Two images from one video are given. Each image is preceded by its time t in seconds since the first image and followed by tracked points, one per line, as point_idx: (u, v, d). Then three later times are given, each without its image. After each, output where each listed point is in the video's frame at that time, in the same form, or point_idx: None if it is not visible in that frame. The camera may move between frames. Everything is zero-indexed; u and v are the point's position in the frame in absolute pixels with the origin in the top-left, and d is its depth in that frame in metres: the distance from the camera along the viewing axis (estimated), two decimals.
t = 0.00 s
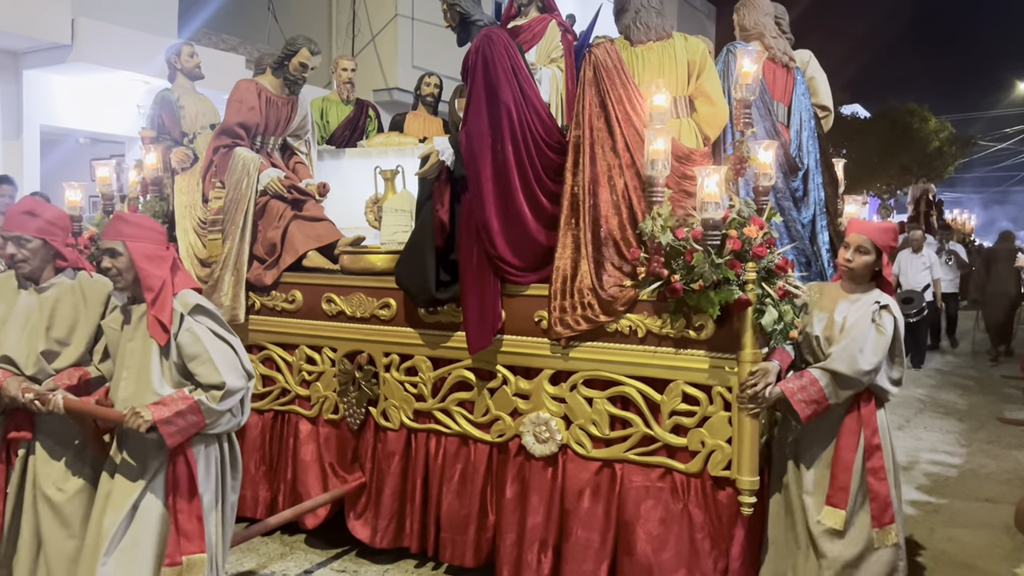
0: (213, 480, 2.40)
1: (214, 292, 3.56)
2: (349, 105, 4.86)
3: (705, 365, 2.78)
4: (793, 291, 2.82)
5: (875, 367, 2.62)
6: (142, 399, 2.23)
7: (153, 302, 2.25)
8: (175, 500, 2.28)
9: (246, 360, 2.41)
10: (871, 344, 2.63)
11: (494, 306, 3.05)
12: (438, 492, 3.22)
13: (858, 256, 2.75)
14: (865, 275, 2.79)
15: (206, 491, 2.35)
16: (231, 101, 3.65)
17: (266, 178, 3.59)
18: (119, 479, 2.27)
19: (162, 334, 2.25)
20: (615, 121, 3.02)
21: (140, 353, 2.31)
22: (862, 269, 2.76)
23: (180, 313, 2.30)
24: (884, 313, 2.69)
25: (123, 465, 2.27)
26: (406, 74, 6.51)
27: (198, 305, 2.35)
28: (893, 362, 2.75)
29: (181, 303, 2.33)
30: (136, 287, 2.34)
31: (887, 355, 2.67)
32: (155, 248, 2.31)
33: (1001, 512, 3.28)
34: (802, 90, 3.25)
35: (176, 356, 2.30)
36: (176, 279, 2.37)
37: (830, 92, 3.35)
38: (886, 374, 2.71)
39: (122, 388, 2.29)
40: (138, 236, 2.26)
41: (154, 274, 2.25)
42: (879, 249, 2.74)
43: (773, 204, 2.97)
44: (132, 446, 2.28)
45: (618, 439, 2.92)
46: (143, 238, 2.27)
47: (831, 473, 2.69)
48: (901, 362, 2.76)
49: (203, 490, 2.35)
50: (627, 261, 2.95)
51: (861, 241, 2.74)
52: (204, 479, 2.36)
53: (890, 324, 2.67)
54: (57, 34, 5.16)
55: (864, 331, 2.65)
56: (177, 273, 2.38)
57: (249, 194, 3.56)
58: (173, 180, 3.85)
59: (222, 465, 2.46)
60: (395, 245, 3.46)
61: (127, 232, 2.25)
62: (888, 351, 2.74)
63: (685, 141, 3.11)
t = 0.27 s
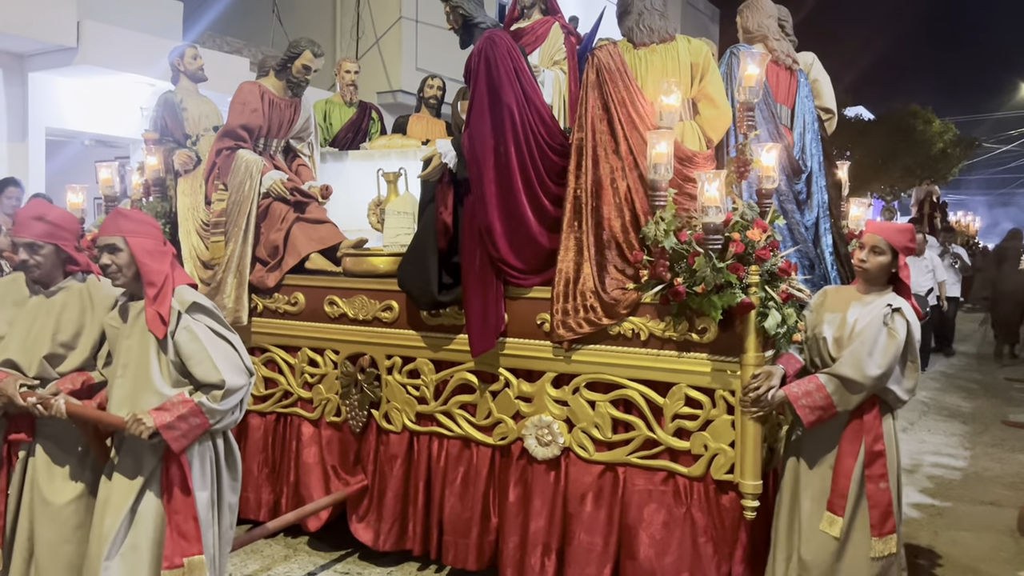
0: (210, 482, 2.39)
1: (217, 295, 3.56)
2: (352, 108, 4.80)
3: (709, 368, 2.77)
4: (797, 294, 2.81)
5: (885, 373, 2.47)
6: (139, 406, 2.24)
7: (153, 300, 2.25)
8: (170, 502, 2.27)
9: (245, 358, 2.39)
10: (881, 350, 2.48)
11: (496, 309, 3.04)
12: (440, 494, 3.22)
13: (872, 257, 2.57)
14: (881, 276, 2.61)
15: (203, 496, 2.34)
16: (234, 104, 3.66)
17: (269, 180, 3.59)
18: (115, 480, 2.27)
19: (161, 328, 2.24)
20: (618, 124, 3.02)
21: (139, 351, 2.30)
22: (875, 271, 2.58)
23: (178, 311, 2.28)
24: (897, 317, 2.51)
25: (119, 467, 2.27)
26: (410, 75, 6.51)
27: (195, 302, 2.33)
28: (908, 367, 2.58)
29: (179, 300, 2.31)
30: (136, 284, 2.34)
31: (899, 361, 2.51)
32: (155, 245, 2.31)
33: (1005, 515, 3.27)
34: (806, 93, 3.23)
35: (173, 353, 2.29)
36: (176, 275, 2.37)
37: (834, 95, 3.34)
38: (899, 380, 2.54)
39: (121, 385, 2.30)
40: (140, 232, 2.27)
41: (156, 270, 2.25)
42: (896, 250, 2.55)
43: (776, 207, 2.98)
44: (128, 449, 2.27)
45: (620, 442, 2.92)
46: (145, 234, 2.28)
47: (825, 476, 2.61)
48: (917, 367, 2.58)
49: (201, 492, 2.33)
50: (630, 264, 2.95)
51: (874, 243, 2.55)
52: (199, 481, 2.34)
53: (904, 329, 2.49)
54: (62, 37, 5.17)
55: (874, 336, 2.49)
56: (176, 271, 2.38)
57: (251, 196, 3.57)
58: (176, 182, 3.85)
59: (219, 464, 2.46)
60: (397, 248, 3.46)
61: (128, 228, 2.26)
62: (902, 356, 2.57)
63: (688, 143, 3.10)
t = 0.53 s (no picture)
0: (209, 483, 2.37)
1: (222, 296, 3.57)
2: (357, 109, 4.84)
3: (714, 370, 2.77)
4: (802, 296, 2.78)
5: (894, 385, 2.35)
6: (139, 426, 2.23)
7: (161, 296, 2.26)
8: (168, 503, 2.26)
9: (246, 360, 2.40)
10: (890, 360, 2.37)
11: (501, 310, 3.04)
12: (446, 495, 3.22)
13: (889, 258, 2.44)
14: (899, 279, 2.47)
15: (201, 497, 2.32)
16: (240, 105, 3.66)
17: (275, 181, 3.58)
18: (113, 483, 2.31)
19: (165, 324, 2.24)
20: (623, 126, 3.02)
21: (142, 350, 2.31)
22: (891, 274, 2.45)
23: (181, 313, 2.29)
24: (909, 326, 2.38)
25: (119, 469, 2.29)
26: (414, 76, 6.53)
27: (200, 305, 2.34)
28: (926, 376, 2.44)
29: (184, 301, 2.31)
30: (144, 280, 2.34)
31: (912, 372, 2.38)
32: (165, 242, 2.30)
33: (1012, 517, 3.25)
34: (811, 94, 3.24)
35: (174, 353, 2.28)
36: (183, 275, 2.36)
37: (840, 96, 3.32)
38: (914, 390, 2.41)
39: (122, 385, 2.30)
40: (151, 228, 2.26)
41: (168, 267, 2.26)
42: (914, 252, 2.41)
43: (781, 208, 3.00)
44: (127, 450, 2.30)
45: (625, 444, 2.91)
46: (156, 231, 2.28)
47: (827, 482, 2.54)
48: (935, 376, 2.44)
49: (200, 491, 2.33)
50: (635, 266, 2.94)
51: (890, 244, 2.42)
52: (197, 483, 2.32)
53: (917, 339, 2.36)
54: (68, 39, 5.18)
55: (883, 346, 2.38)
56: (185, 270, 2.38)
57: (256, 198, 3.57)
58: (181, 183, 3.85)
59: (222, 467, 2.45)
60: (402, 249, 3.47)
61: (141, 224, 2.25)
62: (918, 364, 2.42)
63: (693, 145, 3.10)
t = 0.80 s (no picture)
0: (225, 473, 2.47)
1: (238, 295, 3.71)
2: (367, 115, 4.98)
3: (715, 363, 2.87)
4: (796, 291, 2.92)
5: (881, 384, 2.36)
6: (161, 421, 2.34)
7: (184, 285, 2.38)
8: (183, 496, 2.35)
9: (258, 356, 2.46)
10: (875, 359, 2.37)
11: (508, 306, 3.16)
12: (457, 485, 3.35)
13: (878, 257, 2.45)
14: (890, 277, 2.48)
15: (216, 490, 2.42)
16: (256, 112, 3.81)
17: (289, 184, 3.72)
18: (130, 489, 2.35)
19: (184, 315, 2.35)
20: (626, 128, 3.12)
21: (161, 339, 2.39)
22: (880, 272, 2.47)
23: (198, 306, 2.37)
24: (894, 325, 2.35)
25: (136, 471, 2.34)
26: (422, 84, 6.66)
27: (216, 298, 2.41)
28: (917, 371, 2.43)
29: (202, 294, 2.39)
30: (165, 272, 2.44)
31: (898, 370, 2.37)
32: (188, 236, 2.43)
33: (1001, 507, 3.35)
34: (805, 99, 3.33)
35: (190, 346, 2.36)
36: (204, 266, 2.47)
37: (833, 101, 3.41)
38: (902, 387, 2.41)
39: (140, 373, 2.38)
40: (177, 224, 2.40)
41: (190, 259, 2.37)
42: (905, 251, 2.42)
43: (777, 208, 3.10)
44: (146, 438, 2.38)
45: (628, 436, 3.01)
46: (180, 226, 2.41)
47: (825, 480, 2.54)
48: (925, 372, 2.43)
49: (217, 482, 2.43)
50: (638, 263, 3.03)
51: (882, 244, 2.43)
52: (214, 472, 2.43)
53: (901, 339, 2.34)
54: (89, 49, 5.33)
55: (870, 345, 2.39)
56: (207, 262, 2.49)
57: (271, 200, 3.69)
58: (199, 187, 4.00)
59: (236, 454, 2.57)
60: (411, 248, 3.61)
61: (165, 218, 2.38)
62: (908, 360, 2.42)
63: (694, 146, 3.18)
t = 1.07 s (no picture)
0: (242, 473, 2.54)
1: (252, 295, 3.85)
2: (376, 121, 5.13)
3: (709, 359, 2.99)
4: (789, 291, 3.04)
5: (860, 376, 2.47)
6: (174, 411, 2.38)
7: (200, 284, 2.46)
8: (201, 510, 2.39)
9: (263, 357, 2.52)
10: (853, 352, 2.48)
11: (512, 305, 3.29)
12: (464, 476, 3.50)
13: (860, 255, 2.59)
14: (871, 274, 2.61)
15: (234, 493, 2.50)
16: (269, 118, 3.95)
17: (301, 188, 3.86)
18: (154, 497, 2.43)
19: (197, 312, 2.42)
20: (624, 133, 3.25)
21: (176, 333, 2.45)
22: (861, 269, 2.60)
23: (210, 303, 2.44)
24: (873, 318, 2.46)
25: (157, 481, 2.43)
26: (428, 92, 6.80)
27: (229, 296, 2.50)
28: (896, 363, 2.54)
29: (215, 293, 2.47)
30: (180, 270, 2.52)
31: (878, 362, 2.47)
32: (203, 236, 2.51)
33: (987, 499, 3.47)
34: (797, 105, 3.45)
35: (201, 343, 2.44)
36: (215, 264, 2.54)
37: (824, 107, 3.54)
38: (882, 378, 2.51)
39: (156, 368, 2.44)
40: (191, 224, 2.47)
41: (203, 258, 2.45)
42: (885, 249, 2.56)
43: (771, 210, 3.21)
44: (168, 433, 2.46)
45: (627, 429, 3.14)
46: (194, 225, 2.48)
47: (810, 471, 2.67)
48: (904, 364, 2.54)
49: (235, 485, 2.50)
50: (637, 263, 3.16)
51: (862, 242, 2.57)
52: (231, 470, 2.49)
53: (879, 331, 2.45)
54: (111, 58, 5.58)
55: (851, 339, 2.49)
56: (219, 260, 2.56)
57: (284, 203, 3.83)
58: (215, 191, 4.16)
59: (253, 447, 2.66)
60: (418, 249, 3.75)
61: (181, 219, 2.46)
62: (887, 351, 2.53)
63: (690, 151, 3.31)
